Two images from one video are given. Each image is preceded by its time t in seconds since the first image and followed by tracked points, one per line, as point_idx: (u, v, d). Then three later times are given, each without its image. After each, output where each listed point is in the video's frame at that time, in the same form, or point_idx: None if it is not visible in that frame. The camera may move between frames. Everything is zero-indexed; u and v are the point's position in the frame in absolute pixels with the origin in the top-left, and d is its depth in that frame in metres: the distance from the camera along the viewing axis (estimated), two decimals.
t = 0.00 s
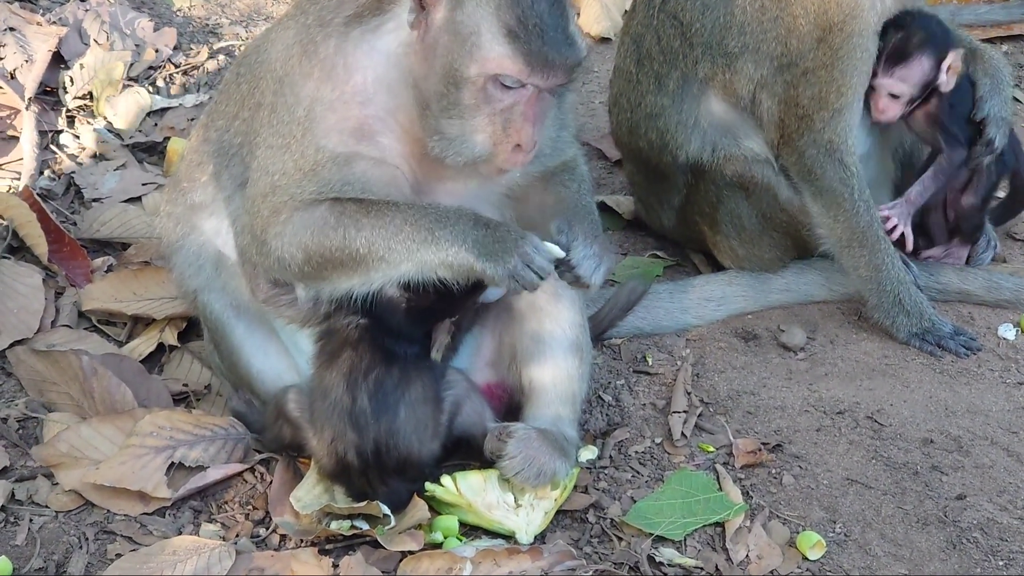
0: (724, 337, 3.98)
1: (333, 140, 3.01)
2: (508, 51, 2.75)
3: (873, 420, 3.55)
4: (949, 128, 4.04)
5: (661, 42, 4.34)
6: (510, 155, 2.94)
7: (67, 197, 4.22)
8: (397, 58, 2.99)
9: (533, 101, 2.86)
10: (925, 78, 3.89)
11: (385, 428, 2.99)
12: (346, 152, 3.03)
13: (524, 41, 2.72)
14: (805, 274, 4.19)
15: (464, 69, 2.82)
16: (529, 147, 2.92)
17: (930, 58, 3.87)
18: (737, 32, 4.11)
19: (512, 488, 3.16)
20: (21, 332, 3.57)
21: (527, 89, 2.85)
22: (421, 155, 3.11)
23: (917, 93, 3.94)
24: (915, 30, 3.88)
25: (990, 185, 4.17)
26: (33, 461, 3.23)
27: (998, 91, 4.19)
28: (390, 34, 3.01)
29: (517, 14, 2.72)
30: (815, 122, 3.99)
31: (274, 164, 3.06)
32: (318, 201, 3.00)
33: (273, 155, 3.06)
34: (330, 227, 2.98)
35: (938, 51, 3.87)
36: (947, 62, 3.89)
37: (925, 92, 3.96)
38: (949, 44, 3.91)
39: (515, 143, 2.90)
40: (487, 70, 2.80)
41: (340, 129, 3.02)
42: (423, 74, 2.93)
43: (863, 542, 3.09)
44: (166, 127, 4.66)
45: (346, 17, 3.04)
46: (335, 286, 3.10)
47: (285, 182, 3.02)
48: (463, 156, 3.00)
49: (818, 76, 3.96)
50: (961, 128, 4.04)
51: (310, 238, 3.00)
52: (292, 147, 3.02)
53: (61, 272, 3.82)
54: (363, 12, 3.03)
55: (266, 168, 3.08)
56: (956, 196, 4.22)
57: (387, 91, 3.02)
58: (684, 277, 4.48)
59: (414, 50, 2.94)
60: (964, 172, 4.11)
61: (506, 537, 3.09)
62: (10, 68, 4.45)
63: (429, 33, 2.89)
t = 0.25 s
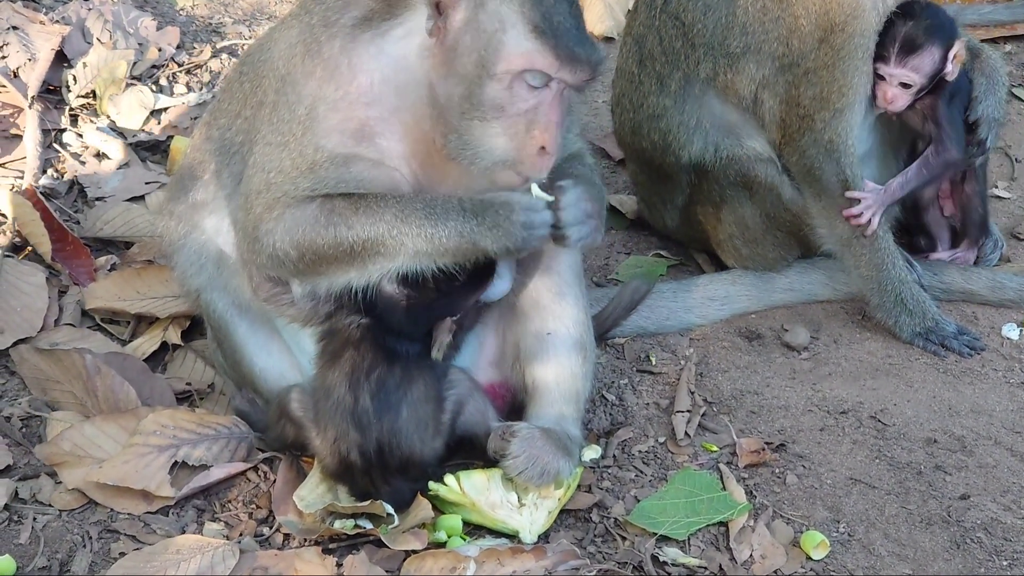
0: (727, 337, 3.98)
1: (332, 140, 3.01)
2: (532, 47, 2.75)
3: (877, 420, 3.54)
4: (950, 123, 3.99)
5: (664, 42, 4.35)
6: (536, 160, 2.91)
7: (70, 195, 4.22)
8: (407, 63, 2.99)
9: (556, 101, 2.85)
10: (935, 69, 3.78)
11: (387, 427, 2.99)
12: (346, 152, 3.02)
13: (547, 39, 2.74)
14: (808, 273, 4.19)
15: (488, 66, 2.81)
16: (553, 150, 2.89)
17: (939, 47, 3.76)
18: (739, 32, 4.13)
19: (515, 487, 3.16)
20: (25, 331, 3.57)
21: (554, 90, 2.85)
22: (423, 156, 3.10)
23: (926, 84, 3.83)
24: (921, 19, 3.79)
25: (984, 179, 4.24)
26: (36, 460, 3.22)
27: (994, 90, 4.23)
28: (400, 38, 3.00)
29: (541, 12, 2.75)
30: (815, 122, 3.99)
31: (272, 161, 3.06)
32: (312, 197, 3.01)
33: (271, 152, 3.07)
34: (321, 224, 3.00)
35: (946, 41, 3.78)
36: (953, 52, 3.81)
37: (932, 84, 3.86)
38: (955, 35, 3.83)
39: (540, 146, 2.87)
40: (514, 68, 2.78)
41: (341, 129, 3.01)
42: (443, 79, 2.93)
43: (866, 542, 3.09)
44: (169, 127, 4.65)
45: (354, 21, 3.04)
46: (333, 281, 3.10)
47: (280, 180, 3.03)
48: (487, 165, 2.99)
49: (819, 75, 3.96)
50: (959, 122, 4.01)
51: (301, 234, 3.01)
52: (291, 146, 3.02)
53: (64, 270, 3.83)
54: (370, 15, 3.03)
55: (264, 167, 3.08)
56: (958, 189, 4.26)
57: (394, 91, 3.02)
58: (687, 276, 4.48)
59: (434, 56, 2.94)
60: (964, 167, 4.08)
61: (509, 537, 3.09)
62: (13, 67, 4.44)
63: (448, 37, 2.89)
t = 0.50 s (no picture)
0: (730, 334, 3.98)
1: (341, 138, 3.01)
2: (534, 43, 2.79)
3: (880, 417, 3.54)
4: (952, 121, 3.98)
5: (667, 39, 4.34)
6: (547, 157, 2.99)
7: (73, 191, 4.21)
8: (414, 61, 2.99)
9: (565, 98, 2.90)
10: (935, 72, 3.80)
11: (392, 425, 2.99)
12: (356, 150, 3.02)
13: (550, 35, 2.79)
14: (811, 271, 4.18)
15: (492, 65, 2.84)
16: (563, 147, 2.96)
17: (938, 50, 3.77)
18: (743, 29, 4.12)
19: (519, 484, 3.15)
20: (27, 328, 3.56)
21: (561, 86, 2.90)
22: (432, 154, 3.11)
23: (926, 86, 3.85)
24: (920, 21, 3.78)
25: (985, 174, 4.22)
26: (39, 457, 3.22)
27: (995, 86, 4.23)
28: (406, 36, 3.00)
29: (542, 8, 2.80)
30: (820, 119, 3.99)
31: (280, 159, 3.04)
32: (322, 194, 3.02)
33: (279, 150, 3.05)
34: (332, 220, 3.01)
35: (946, 42, 3.78)
36: (954, 53, 3.80)
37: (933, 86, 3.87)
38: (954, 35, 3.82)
39: (550, 143, 2.94)
40: (517, 67, 2.83)
41: (351, 126, 3.01)
42: (446, 79, 2.95)
43: (869, 539, 3.09)
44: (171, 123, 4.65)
45: (360, 19, 3.03)
46: (338, 277, 3.12)
47: (287, 179, 3.03)
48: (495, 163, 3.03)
49: (822, 72, 3.95)
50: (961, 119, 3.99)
51: (312, 230, 3.02)
52: (302, 143, 3.01)
53: (67, 267, 3.83)
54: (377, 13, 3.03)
55: (271, 164, 3.07)
56: (959, 185, 4.23)
57: (405, 89, 3.02)
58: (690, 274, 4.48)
59: (439, 48, 2.93)
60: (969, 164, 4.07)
61: (513, 534, 3.09)
62: (16, 64, 4.46)
63: (452, 39, 2.90)
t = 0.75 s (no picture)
0: (734, 336, 3.97)
1: (346, 138, 2.99)
2: (533, 42, 2.71)
3: (884, 420, 3.54)
4: (959, 130, 4.01)
5: (670, 41, 4.34)
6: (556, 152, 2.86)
7: (77, 193, 4.22)
8: (419, 63, 2.94)
9: (569, 92, 2.81)
10: (941, 87, 3.81)
11: (395, 427, 2.99)
12: (361, 150, 3.00)
13: (548, 33, 2.70)
14: (815, 273, 4.18)
15: (494, 68, 2.78)
16: (572, 138, 2.84)
17: (945, 67, 3.78)
18: (745, 30, 4.10)
19: (522, 486, 3.15)
20: (31, 329, 3.57)
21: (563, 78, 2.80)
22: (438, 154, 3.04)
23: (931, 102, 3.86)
24: (931, 39, 3.76)
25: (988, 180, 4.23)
26: (43, 459, 3.22)
27: (1000, 94, 4.24)
28: (407, 35, 2.96)
29: (539, 4, 2.71)
30: (823, 123, 3.96)
31: (286, 161, 3.05)
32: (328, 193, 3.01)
33: (286, 153, 3.05)
34: (340, 220, 3.01)
35: (954, 59, 3.78)
36: (963, 68, 3.82)
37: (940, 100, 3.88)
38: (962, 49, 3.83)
39: (557, 137, 2.84)
40: (518, 67, 2.75)
41: (357, 127, 3.00)
42: (450, 84, 2.89)
43: (873, 542, 3.08)
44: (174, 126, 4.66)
45: (360, 19, 3.02)
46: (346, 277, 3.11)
47: (295, 178, 3.02)
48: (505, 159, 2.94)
49: (824, 77, 3.93)
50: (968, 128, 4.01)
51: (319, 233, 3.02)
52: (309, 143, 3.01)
53: (70, 269, 3.82)
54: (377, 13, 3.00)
55: (279, 167, 3.07)
56: (961, 190, 4.24)
57: (409, 91, 2.97)
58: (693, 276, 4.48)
59: (439, 52, 2.88)
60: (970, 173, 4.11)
61: (516, 536, 3.08)
62: (20, 65, 4.47)
63: (453, 41, 2.84)
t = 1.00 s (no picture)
0: (735, 335, 3.98)
1: (353, 134, 2.90)
2: (556, 39, 2.74)
3: (885, 419, 3.54)
4: (960, 129, 3.98)
5: (670, 35, 4.37)
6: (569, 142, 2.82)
7: (79, 192, 4.21)
8: (425, 57, 2.91)
9: (579, 87, 2.82)
10: (944, 79, 3.76)
11: (397, 427, 2.99)
12: (368, 141, 2.90)
13: (566, 29, 2.74)
14: (816, 272, 4.18)
15: (515, 66, 2.79)
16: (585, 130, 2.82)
17: (949, 58, 3.74)
18: (742, 28, 4.16)
19: (524, 485, 3.16)
20: (33, 328, 3.57)
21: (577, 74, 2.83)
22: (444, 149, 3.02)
23: (934, 94, 3.81)
24: (935, 30, 3.74)
25: (989, 181, 4.20)
26: (45, 457, 3.22)
27: (999, 100, 4.23)
28: (409, 32, 2.93)
29: (554, 3, 2.75)
30: (821, 122, 4.02)
31: (300, 158, 2.98)
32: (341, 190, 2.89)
33: (300, 153, 2.98)
34: (355, 214, 2.85)
35: (958, 53, 3.75)
36: (966, 63, 3.78)
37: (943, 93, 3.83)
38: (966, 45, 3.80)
39: (571, 127, 2.81)
40: (539, 62, 2.78)
41: (363, 121, 2.91)
42: (458, 78, 2.89)
43: (875, 541, 3.08)
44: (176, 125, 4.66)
45: (359, 14, 2.98)
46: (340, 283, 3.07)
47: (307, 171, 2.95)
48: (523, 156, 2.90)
49: (820, 75, 4.00)
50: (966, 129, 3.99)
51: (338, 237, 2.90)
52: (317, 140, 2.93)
53: (73, 268, 3.83)
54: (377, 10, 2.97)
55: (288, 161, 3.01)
56: (963, 192, 4.23)
57: (412, 83, 2.94)
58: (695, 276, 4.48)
59: (448, 52, 2.88)
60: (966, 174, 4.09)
61: (518, 535, 3.08)
62: (22, 64, 4.46)
63: (465, 43, 2.84)
